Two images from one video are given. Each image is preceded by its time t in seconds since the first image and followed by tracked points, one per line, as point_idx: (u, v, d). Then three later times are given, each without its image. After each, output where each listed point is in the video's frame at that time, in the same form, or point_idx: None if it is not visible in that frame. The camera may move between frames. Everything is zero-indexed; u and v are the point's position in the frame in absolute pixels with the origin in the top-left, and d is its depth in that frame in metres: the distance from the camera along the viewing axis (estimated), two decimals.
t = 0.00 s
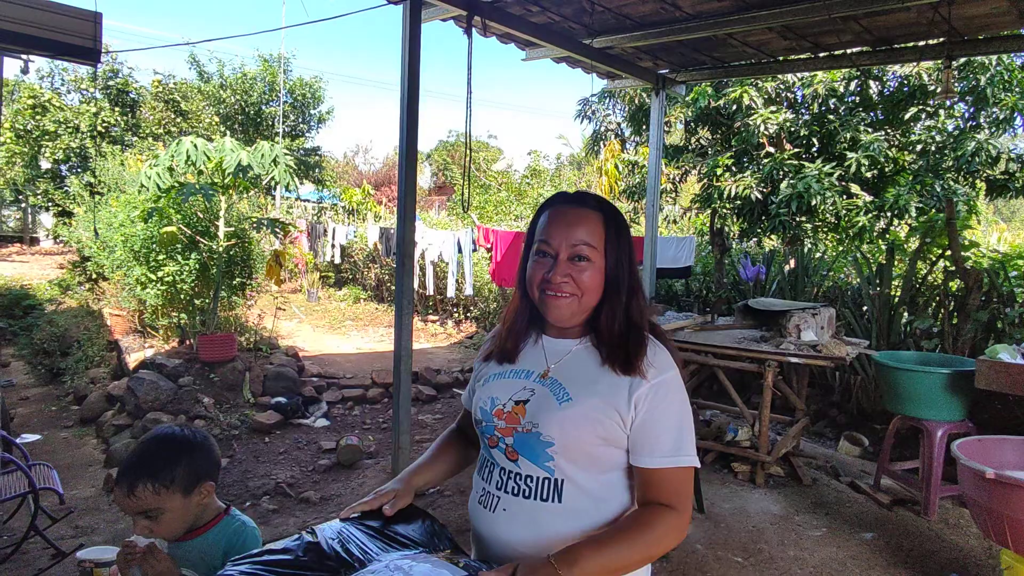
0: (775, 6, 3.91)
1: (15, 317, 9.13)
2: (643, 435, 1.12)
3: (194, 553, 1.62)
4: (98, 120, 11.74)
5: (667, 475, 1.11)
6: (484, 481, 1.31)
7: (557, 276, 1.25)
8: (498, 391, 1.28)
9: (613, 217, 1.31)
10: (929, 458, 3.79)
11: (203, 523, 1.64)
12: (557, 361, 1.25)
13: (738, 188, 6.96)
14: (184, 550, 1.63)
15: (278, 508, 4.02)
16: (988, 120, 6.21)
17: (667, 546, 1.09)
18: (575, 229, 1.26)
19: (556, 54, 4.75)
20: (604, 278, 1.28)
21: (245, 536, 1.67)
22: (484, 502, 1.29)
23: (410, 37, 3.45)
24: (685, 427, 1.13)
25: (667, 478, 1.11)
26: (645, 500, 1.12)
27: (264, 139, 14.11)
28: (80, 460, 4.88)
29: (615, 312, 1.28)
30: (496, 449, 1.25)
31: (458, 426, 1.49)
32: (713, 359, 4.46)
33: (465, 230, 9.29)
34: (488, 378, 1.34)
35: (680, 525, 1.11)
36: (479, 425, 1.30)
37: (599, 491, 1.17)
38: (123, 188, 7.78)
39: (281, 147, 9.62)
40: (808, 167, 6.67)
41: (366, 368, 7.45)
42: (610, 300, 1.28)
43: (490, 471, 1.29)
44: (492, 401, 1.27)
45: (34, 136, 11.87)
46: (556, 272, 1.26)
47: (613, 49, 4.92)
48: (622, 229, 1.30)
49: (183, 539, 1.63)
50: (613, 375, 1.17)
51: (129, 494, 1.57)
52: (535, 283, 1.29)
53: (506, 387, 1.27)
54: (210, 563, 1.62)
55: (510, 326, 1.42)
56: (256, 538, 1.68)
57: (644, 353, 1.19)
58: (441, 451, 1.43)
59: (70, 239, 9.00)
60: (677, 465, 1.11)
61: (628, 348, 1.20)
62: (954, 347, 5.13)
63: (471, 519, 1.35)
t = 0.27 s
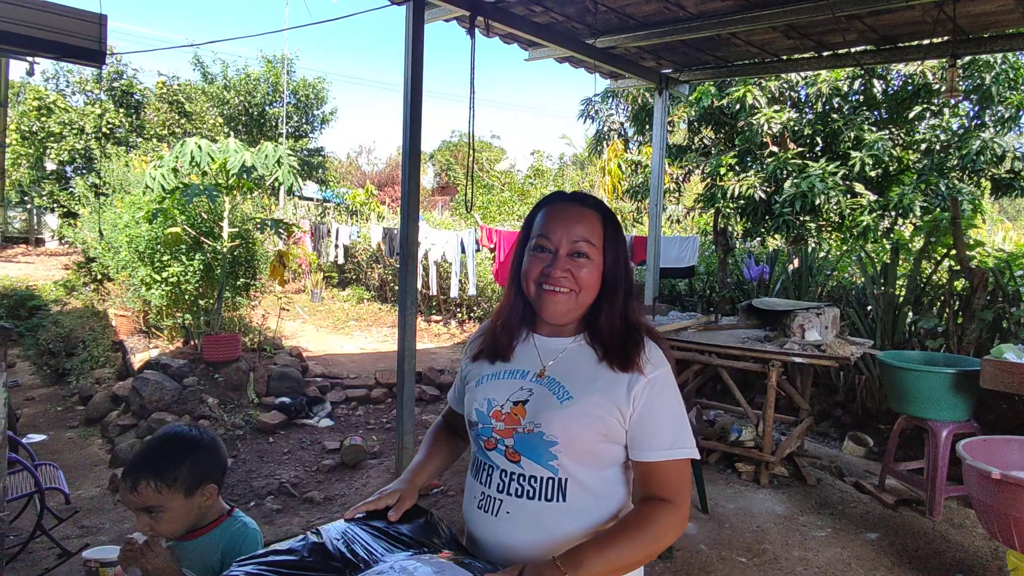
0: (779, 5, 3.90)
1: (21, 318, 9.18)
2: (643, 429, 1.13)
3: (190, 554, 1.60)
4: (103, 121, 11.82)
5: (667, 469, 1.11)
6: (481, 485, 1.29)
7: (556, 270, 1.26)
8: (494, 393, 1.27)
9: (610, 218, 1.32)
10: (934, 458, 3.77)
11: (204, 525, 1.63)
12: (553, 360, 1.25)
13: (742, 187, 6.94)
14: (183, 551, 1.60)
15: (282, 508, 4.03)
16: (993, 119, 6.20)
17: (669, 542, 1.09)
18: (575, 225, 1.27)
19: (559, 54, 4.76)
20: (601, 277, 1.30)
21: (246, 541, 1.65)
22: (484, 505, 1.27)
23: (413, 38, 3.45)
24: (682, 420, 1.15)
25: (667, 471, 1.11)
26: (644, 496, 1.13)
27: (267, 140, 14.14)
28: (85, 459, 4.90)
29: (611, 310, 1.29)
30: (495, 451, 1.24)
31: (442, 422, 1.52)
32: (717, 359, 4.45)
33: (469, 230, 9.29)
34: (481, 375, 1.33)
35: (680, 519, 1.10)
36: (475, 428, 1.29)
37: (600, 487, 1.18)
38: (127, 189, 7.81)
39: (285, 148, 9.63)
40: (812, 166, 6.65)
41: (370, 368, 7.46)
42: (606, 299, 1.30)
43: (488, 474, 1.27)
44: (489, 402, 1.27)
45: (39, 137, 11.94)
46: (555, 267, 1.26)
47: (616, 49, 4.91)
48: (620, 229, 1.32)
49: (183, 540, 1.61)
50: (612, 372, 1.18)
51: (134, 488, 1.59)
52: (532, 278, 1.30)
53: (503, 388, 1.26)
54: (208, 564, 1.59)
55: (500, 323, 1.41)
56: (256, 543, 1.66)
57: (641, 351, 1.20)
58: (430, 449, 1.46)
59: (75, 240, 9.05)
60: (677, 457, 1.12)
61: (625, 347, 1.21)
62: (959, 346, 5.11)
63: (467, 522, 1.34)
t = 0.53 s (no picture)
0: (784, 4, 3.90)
1: (28, 318, 9.23)
2: (635, 425, 1.13)
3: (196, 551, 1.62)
4: (108, 122, 11.98)
5: (662, 463, 1.11)
6: (479, 480, 1.30)
7: (542, 272, 1.26)
8: (489, 391, 1.28)
9: (595, 215, 1.32)
10: (940, 457, 3.77)
11: (209, 523, 1.65)
12: (546, 358, 1.26)
13: (746, 186, 6.93)
14: (190, 548, 1.63)
15: (288, 507, 4.05)
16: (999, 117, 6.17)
17: (670, 536, 1.10)
18: (558, 226, 1.27)
19: (563, 54, 4.76)
20: (589, 275, 1.29)
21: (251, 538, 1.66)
22: (480, 500, 1.28)
23: (418, 38, 3.46)
24: (676, 414, 1.14)
25: (662, 466, 1.11)
26: (644, 492, 1.13)
27: (272, 140, 14.17)
28: (92, 459, 4.93)
29: (602, 307, 1.29)
30: (490, 447, 1.26)
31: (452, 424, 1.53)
32: (722, 359, 4.45)
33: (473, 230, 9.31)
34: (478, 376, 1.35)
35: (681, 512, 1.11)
36: (472, 425, 1.31)
37: (594, 483, 1.18)
38: (133, 190, 7.85)
39: (290, 148, 9.65)
40: (817, 165, 6.64)
41: (374, 368, 7.48)
42: (596, 297, 1.29)
43: (484, 469, 1.29)
44: (484, 400, 1.28)
45: (45, 138, 12.00)
46: (541, 268, 1.27)
47: (620, 48, 4.91)
48: (605, 226, 1.31)
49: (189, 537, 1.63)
50: (603, 368, 1.18)
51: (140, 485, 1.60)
52: (521, 280, 1.30)
53: (497, 387, 1.27)
54: (213, 562, 1.62)
55: (497, 325, 1.42)
56: (261, 540, 1.68)
57: (632, 347, 1.20)
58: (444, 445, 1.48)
59: (81, 240, 9.09)
60: (672, 452, 1.11)
61: (616, 344, 1.21)
62: (965, 345, 5.09)
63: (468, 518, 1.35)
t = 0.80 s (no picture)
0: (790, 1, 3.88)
1: (34, 318, 9.27)
2: (643, 423, 1.12)
3: (200, 552, 1.61)
4: (113, 122, 12.02)
5: (675, 462, 1.11)
6: (479, 471, 1.31)
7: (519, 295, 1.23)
8: (493, 383, 1.29)
9: (565, 217, 1.20)
10: (949, 456, 3.75)
11: (215, 523, 1.64)
12: (547, 356, 1.24)
13: (751, 185, 6.91)
14: (194, 549, 1.62)
15: (294, 506, 4.06)
16: (1006, 114, 6.15)
17: (686, 531, 1.09)
18: (525, 245, 1.20)
19: (568, 53, 4.75)
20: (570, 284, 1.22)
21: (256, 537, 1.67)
22: (480, 490, 1.28)
23: (423, 36, 3.45)
24: (686, 414, 1.13)
25: (675, 464, 1.10)
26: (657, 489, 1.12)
27: (276, 140, 14.20)
28: (99, 458, 4.94)
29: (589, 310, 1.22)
30: (490, 438, 1.26)
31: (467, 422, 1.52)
32: (728, 357, 4.43)
33: (477, 229, 9.31)
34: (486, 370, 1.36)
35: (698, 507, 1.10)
36: (475, 416, 1.31)
37: (596, 480, 1.16)
38: (138, 190, 7.86)
39: (294, 148, 9.67)
40: (822, 163, 6.62)
41: (379, 367, 7.49)
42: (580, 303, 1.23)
43: (484, 460, 1.29)
44: (488, 392, 1.28)
45: (51, 138, 12.04)
46: (518, 290, 1.23)
47: (624, 46, 4.90)
48: (579, 227, 1.20)
49: (194, 538, 1.63)
50: (600, 370, 1.16)
51: (144, 485, 1.59)
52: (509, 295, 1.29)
53: (502, 379, 1.27)
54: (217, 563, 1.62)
55: (509, 317, 1.42)
56: (265, 539, 1.68)
57: (621, 356, 1.15)
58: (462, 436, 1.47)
59: (86, 240, 9.12)
60: (683, 451, 1.11)
61: (600, 357, 1.16)
62: (972, 344, 5.07)
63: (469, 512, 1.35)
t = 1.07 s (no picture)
0: None
1: (39, 317, 9.30)
2: (650, 425, 1.11)
3: (209, 551, 1.60)
4: (118, 122, 12.01)
5: (683, 461, 1.11)
6: (482, 473, 1.30)
7: (518, 289, 1.24)
8: (494, 384, 1.28)
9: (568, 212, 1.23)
10: (955, 455, 3.74)
11: (225, 520, 1.64)
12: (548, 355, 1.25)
13: (756, 184, 6.90)
14: (202, 548, 1.61)
15: (299, 504, 4.07)
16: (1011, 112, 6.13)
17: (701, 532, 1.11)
18: (527, 237, 1.22)
19: (572, 52, 4.75)
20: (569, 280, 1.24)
21: (265, 533, 1.66)
22: (483, 493, 1.27)
23: (427, 35, 3.45)
24: (690, 413, 1.13)
25: (685, 463, 1.11)
26: (670, 491, 1.13)
27: (279, 139, 14.22)
28: (105, 456, 4.96)
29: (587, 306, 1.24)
30: (493, 440, 1.25)
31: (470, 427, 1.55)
32: (733, 356, 4.43)
33: (481, 228, 9.32)
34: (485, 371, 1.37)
35: (712, 506, 1.11)
36: (477, 417, 1.31)
37: (602, 479, 1.16)
38: (143, 189, 7.89)
39: (298, 147, 9.68)
40: (827, 162, 6.59)
41: (383, 366, 7.50)
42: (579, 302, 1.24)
43: (487, 462, 1.28)
44: (490, 393, 1.28)
45: (56, 138, 12.08)
46: (517, 284, 1.25)
47: (629, 45, 4.89)
48: (581, 223, 1.23)
49: (203, 536, 1.62)
50: (600, 370, 1.15)
51: (155, 481, 1.60)
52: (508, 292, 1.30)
53: (503, 380, 1.27)
54: (226, 562, 1.60)
55: (508, 319, 1.44)
56: (273, 538, 1.67)
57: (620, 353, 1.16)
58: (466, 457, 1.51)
59: (91, 239, 9.15)
60: (690, 449, 1.11)
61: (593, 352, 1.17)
62: (978, 343, 5.06)
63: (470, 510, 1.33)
